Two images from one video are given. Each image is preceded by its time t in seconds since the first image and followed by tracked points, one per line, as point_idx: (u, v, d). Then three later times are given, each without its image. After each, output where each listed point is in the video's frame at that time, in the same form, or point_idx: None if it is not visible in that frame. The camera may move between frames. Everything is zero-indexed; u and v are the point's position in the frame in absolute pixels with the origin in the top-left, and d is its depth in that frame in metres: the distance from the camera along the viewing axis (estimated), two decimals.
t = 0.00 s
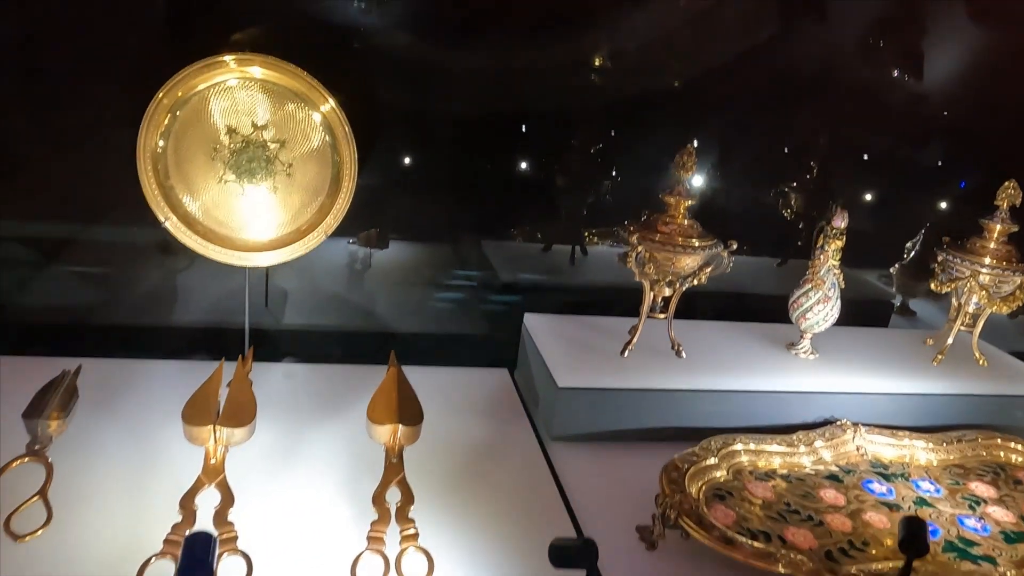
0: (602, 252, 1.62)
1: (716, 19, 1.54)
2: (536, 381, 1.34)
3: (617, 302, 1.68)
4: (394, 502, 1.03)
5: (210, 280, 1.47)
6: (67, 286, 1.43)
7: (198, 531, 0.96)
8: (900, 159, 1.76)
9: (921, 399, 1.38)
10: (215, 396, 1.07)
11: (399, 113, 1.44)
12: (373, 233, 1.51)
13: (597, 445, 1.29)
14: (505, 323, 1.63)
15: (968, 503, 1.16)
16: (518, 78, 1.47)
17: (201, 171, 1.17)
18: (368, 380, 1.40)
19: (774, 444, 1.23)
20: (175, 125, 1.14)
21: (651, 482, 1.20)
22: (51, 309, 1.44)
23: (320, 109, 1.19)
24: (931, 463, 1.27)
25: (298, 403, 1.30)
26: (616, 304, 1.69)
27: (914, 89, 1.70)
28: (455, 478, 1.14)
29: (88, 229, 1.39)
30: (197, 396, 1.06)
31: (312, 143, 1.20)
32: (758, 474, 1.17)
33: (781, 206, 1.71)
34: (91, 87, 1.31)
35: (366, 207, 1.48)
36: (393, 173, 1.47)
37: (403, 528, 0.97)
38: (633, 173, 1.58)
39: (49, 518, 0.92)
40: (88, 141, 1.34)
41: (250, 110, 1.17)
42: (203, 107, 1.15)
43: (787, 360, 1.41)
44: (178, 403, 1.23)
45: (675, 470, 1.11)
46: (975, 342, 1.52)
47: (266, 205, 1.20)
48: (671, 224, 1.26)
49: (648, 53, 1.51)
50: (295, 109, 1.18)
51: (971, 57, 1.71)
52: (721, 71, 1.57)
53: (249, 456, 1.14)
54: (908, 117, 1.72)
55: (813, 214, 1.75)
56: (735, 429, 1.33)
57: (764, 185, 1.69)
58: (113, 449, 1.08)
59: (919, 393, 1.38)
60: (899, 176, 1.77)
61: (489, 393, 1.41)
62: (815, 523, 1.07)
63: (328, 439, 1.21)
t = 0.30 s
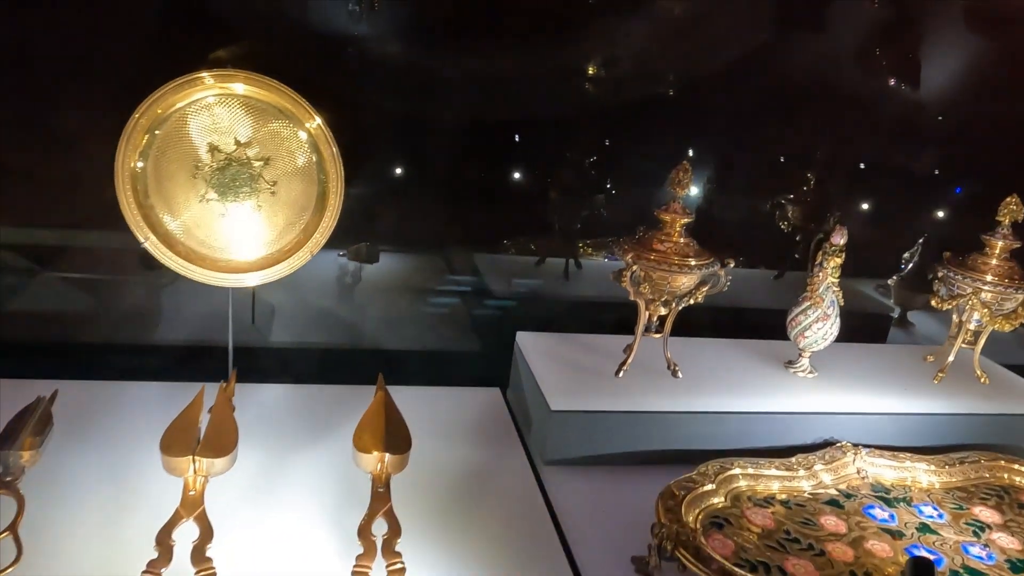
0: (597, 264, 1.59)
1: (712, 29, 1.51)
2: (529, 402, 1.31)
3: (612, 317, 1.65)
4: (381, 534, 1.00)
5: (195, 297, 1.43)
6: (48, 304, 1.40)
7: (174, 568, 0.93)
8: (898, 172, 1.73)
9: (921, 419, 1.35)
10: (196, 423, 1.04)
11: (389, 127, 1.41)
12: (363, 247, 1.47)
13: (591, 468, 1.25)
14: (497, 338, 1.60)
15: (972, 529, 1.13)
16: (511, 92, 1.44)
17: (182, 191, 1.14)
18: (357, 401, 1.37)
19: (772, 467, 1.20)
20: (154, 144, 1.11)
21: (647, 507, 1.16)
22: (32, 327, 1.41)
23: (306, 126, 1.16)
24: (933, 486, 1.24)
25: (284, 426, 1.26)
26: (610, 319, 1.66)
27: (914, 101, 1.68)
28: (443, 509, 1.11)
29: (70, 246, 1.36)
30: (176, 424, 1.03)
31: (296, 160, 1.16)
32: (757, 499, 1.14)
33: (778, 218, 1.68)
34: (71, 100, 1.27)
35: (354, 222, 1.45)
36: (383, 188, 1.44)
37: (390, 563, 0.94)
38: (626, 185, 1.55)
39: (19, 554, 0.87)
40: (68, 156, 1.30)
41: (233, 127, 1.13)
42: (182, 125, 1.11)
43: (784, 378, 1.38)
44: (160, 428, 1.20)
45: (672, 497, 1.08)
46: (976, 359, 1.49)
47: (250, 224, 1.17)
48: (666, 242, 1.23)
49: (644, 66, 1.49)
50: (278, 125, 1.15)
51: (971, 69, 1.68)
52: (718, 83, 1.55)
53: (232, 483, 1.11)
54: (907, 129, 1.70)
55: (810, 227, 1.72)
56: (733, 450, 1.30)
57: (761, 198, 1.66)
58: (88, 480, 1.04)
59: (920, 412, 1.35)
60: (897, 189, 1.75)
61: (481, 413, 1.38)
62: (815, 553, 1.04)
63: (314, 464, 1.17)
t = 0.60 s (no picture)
0: (587, 262, 1.54)
1: (705, 21, 1.46)
2: (515, 403, 1.26)
3: (602, 316, 1.60)
4: (354, 542, 0.95)
5: (169, 297, 1.38)
6: (14, 304, 1.34)
7: None
8: (897, 166, 1.69)
9: (921, 419, 1.30)
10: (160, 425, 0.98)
11: (371, 119, 1.35)
12: (347, 244, 1.42)
13: (579, 471, 1.20)
14: (483, 338, 1.55)
15: (976, 534, 1.08)
16: (498, 83, 1.38)
17: (150, 182, 1.08)
18: (335, 403, 1.31)
19: (767, 469, 1.15)
20: (119, 132, 1.05)
21: (636, 513, 1.12)
22: None
23: (280, 114, 1.11)
24: (934, 488, 1.20)
25: (259, 428, 1.21)
26: (600, 318, 1.61)
27: (913, 94, 1.63)
28: (423, 514, 1.06)
29: (35, 244, 1.30)
30: (139, 426, 0.97)
31: (271, 150, 1.11)
32: (752, 503, 1.09)
33: (773, 214, 1.63)
34: (34, 93, 1.21)
35: (335, 217, 1.40)
36: (365, 183, 1.39)
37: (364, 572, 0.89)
38: (617, 181, 1.50)
39: None
40: (32, 151, 1.24)
41: (203, 115, 1.08)
42: (149, 113, 1.06)
43: (780, 378, 1.33)
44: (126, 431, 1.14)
45: (662, 502, 1.02)
46: (976, 358, 1.44)
47: (223, 218, 1.12)
48: (657, 235, 1.18)
49: (637, 57, 1.44)
50: (251, 114, 1.10)
51: (971, 62, 1.64)
52: (713, 75, 1.50)
53: (202, 488, 1.05)
54: (907, 123, 1.66)
55: (805, 223, 1.67)
56: (726, 452, 1.25)
57: (756, 193, 1.61)
58: (48, 485, 0.99)
59: (920, 413, 1.30)
60: (895, 184, 1.70)
61: (465, 415, 1.33)
62: (813, 560, 0.99)
63: (289, 468, 1.12)
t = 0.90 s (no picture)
0: (569, 257, 1.50)
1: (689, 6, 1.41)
2: (488, 397, 1.21)
3: (583, 311, 1.56)
4: (309, 542, 0.90)
5: (131, 290, 1.33)
6: None
7: None
8: (886, 158, 1.65)
9: (908, 414, 1.26)
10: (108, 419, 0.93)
11: (343, 106, 1.30)
12: (322, 238, 1.37)
13: (554, 469, 1.16)
14: (460, 334, 1.50)
15: (964, 531, 1.04)
16: (475, 71, 1.34)
17: (102, 166, 1.03)
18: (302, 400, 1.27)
19: (748, 465, 1.10)
20: (68, 113, 1.00)
21: (611, 512, 1.07)
22: None
23: (239, 95, 1.06)
24: (921, 485, 1.15)
25: (220, 425, 1.16)
26: (581, 313, 1.57)
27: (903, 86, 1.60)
28: (388, 514, 1.01)
29: None
30: (85, 420, 0.92)
31: (230, 133, 1.07)
32: (731, 500, 1.05)
33: (759, 207, 1.59)
34: None
35: (305, 208, 1.35)
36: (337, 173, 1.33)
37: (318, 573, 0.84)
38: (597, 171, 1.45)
39: None
40: None
41: (158, 96, 1.03)
42: (100, 93, 1.00)
43: (764, 373, 1.29)
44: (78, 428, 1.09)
45: (637, 499, 0.98)
46: (965, 351, 1.40)
47: (180, 204, 1.07)
48: (634, 223, 1.14)
49: (618, 43, 1.39)
50: (209, 95, 1.05)
51: (962, 53, 1.60)
52: (698, 63, 1.45)
53: (155, 486, 1.01)
54: (896, 114, 1.62)
55: (791, 216, 1.63)
56: (707, 449, 1.21)
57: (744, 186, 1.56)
58: None
59: (908, 408, 1.26)
60: (885, 176, 1.66)
61: (438, 412, 1.28)
62: (794, 559, 0.94)
63: (249, 466, 1.07)
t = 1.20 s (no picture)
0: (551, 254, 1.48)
1: None
2: (463, 394, 1.20)
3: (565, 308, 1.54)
4: (273, 539, 0.88)
5: (103, 287, 1.31)
6: None
7: None
8: (872, 154, 1.64)
9: (889, 410, 1.25)
10: (68, 416, 0.92)
11: (319, 101, 1.28)
12: (301, 235, 1.35)
13: (529, 466, 1.14)
14: (439, 331, 1.48)
15: (942, 528, 1.03)
16: (455, 65, 1.31)
17: (65, 159, 1.01)
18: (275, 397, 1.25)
19: (724, 462, 1.09)
20: (30, 104, 0.98)
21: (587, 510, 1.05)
22: None
23: (206, 86, 1.04)
24: (901, 481, 1.14)
25: (191, 423, 1.14)
26: (563, 310, 1.55)
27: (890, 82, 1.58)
28: (358, 511, 0.99)
29: None
30: (45, 419, 0.91)
31: (197, 126, 1.05)
32: (707, 497, 1.03)
33: (742, 203, 1.57)
34: None
35: (281, 203, 1.33)
36: (313, 168, 1.31)
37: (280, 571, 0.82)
38: (579, 167, 1.43)
39: None
40: None
41: (122, 87, 1.01)
42: (63, 84, 0.98)
43: (745, 369, 1.27)
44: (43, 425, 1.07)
45: (610, 496, 0.96)
46: (947, 347, 1.39)
47: (146, 198, 1.05)
48: (610, 217, 1.12)
49: (601, 37, 1.36)
50: (176, 86, 1.03)
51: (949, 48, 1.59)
52: (683, 58, 1.43)
53: (120, 484, 0.99)
54: (882, 110, 1.60)
55: (775, 212, 1.62)
56: (685, 446, 1.19)
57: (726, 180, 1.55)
58: None
59: (889, 404, 1.24)
60: (870, 173, 1.65)
61: (414, 410, 1.26)
62: (768, 556, 0.93)
63: (217, 464, 1.05)
